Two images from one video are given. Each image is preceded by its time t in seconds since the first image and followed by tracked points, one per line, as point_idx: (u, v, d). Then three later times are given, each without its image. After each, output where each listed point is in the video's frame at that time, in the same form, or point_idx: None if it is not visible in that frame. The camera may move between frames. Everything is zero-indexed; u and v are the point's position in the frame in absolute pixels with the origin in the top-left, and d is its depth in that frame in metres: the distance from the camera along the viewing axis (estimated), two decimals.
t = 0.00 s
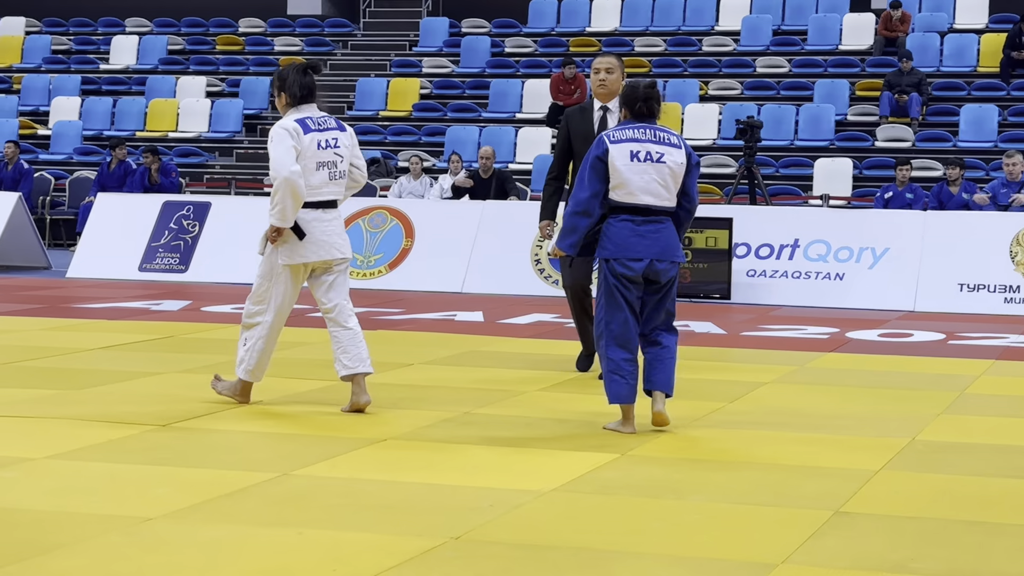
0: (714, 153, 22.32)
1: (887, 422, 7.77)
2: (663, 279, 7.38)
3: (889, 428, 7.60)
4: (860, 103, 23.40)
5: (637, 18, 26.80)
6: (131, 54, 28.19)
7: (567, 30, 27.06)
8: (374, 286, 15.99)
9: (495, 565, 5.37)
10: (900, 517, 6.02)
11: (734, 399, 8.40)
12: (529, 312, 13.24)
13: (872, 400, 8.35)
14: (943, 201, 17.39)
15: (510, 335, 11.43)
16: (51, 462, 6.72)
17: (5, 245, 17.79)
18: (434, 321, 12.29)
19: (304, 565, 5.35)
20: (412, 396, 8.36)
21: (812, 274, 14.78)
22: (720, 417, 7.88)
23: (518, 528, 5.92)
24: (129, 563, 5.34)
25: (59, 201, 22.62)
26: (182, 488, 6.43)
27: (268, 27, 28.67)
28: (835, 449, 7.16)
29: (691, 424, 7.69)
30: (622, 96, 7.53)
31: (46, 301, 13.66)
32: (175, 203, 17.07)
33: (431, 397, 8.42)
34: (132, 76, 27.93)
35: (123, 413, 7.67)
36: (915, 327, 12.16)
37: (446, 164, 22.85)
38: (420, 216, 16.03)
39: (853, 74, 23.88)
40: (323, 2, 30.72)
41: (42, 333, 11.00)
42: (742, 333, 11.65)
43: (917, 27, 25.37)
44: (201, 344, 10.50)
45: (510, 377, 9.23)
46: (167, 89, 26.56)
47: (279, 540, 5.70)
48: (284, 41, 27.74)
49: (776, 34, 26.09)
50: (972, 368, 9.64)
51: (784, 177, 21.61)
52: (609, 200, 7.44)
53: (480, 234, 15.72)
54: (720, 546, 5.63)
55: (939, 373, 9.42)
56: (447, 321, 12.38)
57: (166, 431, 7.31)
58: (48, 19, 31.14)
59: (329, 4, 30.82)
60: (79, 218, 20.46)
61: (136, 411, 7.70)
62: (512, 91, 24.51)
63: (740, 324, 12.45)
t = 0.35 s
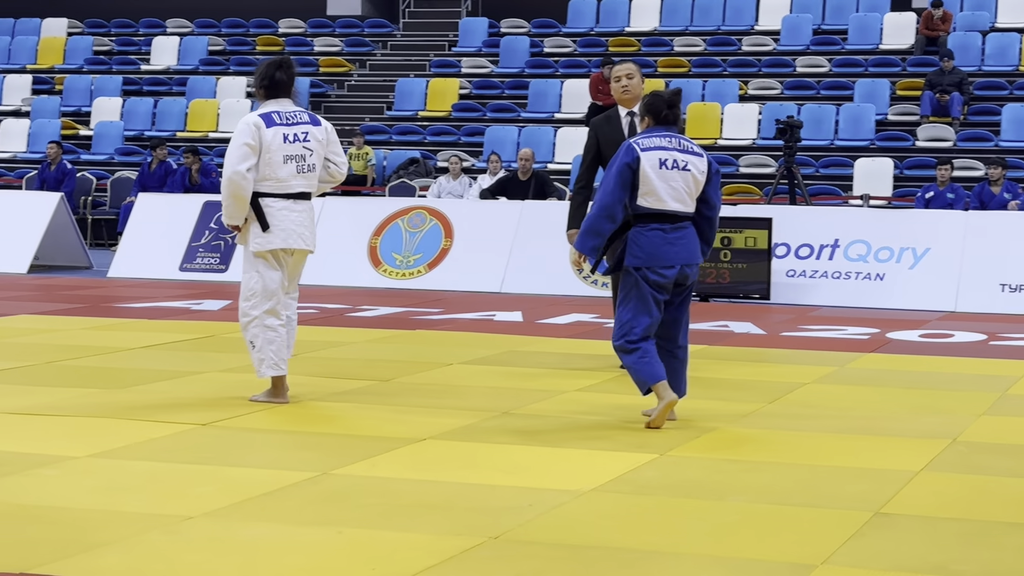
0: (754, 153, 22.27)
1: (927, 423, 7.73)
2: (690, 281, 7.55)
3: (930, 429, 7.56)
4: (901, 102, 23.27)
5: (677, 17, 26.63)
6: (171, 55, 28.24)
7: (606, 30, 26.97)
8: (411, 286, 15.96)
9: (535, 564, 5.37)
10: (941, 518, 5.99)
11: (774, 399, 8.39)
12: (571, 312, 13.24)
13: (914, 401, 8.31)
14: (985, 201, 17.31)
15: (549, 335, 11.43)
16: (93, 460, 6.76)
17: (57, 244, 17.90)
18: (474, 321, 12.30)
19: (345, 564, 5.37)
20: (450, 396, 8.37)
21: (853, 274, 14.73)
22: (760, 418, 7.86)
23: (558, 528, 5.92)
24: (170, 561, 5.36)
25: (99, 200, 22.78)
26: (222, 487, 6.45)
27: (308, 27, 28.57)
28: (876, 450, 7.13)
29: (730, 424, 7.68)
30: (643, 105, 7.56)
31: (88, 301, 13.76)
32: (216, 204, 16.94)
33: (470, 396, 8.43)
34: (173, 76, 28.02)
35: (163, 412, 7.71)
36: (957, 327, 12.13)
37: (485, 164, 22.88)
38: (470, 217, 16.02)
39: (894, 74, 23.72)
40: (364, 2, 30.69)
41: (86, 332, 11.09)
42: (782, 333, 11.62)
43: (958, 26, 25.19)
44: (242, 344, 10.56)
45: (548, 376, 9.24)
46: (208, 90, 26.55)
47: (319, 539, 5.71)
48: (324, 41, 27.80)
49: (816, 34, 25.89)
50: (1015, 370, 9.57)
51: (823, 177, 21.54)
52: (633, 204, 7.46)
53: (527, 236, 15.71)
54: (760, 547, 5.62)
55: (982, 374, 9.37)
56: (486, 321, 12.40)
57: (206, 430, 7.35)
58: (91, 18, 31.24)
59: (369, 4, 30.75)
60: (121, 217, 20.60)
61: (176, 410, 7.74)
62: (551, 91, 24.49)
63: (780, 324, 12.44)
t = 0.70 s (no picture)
0: (795, 153, 22.20)
1: (970, 423, 7.69)
2: (701, 274, 7.67)
3: (973, 431, 7.52)
4: (944, 102, 23.14)
5: (718, 17, 26.38)
6: (214, 55, 28.41)
7: (648, 31, 26.92)
8: (452, 286, 15.98)
9: (576, 564, 5.36)
10: (983, 520, 5.95)
11: (816, 399, 8.38)
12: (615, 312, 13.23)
13: (957, 403, 8.26)
14: None
15: (588, 335, 11.41)
16: (136, 458, 6.80)
17: (102, 245, 18.09)
18: (516, 321, 12.30)
19: (384, 563, 5.37)
20: (490, 396, 8.39)
21: (895, 274, 14.67)
22: (801, 418, 7.84)
23: (598, 527, 5.91)
24: (211, 559, 5.38)
25: (143, 201, 22.88)
26: (263, 485, 6.47)
27: (350, 27, 28.66)
28: (919, 451, 7.09)
29: (772, 424, 7.67)
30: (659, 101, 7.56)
31: (131, 300, 13.81)
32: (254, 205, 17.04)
33: (510, 396, 8.45)
34: (216, 76, 28.12)
35: (204, 411, 7.75)
36: (1001, 328, 12.07)
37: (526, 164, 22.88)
38: (522, 218, 15.97)
39: (938, 73, 23.56)
40: (405, 2, 30.64)
41: (131, 331, 11.16)
42: (823, 334, 11.58)
43: (1003, 24, 25.01)
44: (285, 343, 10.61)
45: (587, 376, 9.24)
46: (250, 90, 26.63)
47: (360, 539, 5.71)
48: (366, 41, 27.80)
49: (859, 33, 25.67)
50: None
51: (866, 177, 21.48)
52: (655, 200, 7.62)
53: (579, 235, 15.66)
54: (802, 548, 5.59)
55: None
56: (528, 321, 12.41)
57: (249, 429, 7.38)
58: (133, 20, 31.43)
59: (409, 4, 30.68)
60: (164, 218, 20.67)
61: (217, 409, 7.77)
62: (592, 91, 24.49)
63: (823, 324, 12.43)
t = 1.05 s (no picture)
0: (833, 154, 22.13)
1: (1010, 426, 7.64)
2: (685, 269, 7.96)
3: (1013, 434, 7.47)
4: (982, 103, 22.98)
5: (754, 18, 26.24)
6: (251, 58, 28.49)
7: (684, 32, 26.75)
8: (487, 286, 16.00)
9: (613, 565, 5.34)
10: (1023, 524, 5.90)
11: (854, 400, 8.38)
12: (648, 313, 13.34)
13: (997, 406, 8.21)
14: None
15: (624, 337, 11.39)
16: (174, 458, 6.82)
17: (141, 246, 18.17)
18: (552, 323, 12.33)
19: (421, 563, 5.36)
20: (525, 398, 8.40)
21: (933, 276, 14.62)
22: (839, 420, 7.81)
23: (635, 529, 5.89)
24: (249, 558, 5.38)
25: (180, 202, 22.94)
26: (300, 485, 6.48)
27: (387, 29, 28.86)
28: (959, 455, 7.05)
29: (809, 425, 7.66)
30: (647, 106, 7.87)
31: (167, 302, 13.83)
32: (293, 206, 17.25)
33: (546, 398, 8.45)
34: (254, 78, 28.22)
35: (241, 412, 7.77)
36: None
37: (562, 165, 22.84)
38: (570, 220, 15.89)
39: (976, 74, 23.42)
40: (442, 4, 30.62)
41: (170, 332, 11.23)
42: (860, 336, 11.54)
43: None
44: (322, 346, 10.65)
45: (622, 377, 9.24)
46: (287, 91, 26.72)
47: (396, 539, 5.71)
48: (403, 43, 27.88)
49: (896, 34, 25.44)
50: None
51: (903, 178, 21.42)
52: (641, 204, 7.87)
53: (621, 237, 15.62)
54: (840, 550, 5.56)
55: None
56: (567, 322, 12.41)
57: (286, 430, 7.40)
58: (171, 22, 31.60)
59: (446, 5, 30.63)
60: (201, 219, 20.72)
61: (254, 410, 7.80)
62: (628, 92, 24.33)
63: (862, 326, 12.39)
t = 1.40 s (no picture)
0: (864, 153, 22.04)
1: None
2: (694, 268, 8.19)
3: None
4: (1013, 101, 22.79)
5: (785, 17, 26.14)
6: (281, 57, 28.72)
7: (714, 31, 26.62)
8: (518, 286, 16.02)
9: (643, 565, 5.32)
10: None
11: (885, 400, 8.36)
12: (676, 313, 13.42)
13: None
14: None
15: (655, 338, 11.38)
16: (204, 457, 6.84)
17: (171, 245, 18.23)
18: (583, 322, 12.33)
19: (449, 562, 5.35)
20: (554, 397, 8.40)
21: (965, 275, 14.58)
22: (869, 421, 7.78)
23: (665, 528, 5.87)
24: (278, 557, 5.36)
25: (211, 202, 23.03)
26: (329, 484, 6.47)
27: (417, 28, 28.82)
28: (991, 455, 7.00)
29: (840, 425, 7.64)
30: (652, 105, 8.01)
31: (198, 301, 13.82)
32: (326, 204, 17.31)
33: (574, 397, 8.45)
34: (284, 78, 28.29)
35: (270, 412, 7.78)
36: None
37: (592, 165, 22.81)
38: (610, 217, 15.81)
39: (1009, 73, 23.20)
40: (471, 3, 30.59)
41: (201, 331, 11.27)
42: (891, 335, 11.50)
43: None
44: (352, 345, 10.67)
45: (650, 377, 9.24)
46: (317, 91, 26.83)
47: (424, 539, 5.70)
48: (433, 43, 27.89)
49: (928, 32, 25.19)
50: None
51: (935, 177, 21.32)
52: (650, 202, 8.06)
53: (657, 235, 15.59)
54: (871, 550, 5.53)
55: None
56: (597, 321, 12.40)
57: (316, 429, 7.42)
58: (203, 22, 31.68)
59: (476, 5, 30.59)
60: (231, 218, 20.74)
61: (283, 409, 7.81)
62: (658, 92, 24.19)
63: (893, 325, 12.35)
